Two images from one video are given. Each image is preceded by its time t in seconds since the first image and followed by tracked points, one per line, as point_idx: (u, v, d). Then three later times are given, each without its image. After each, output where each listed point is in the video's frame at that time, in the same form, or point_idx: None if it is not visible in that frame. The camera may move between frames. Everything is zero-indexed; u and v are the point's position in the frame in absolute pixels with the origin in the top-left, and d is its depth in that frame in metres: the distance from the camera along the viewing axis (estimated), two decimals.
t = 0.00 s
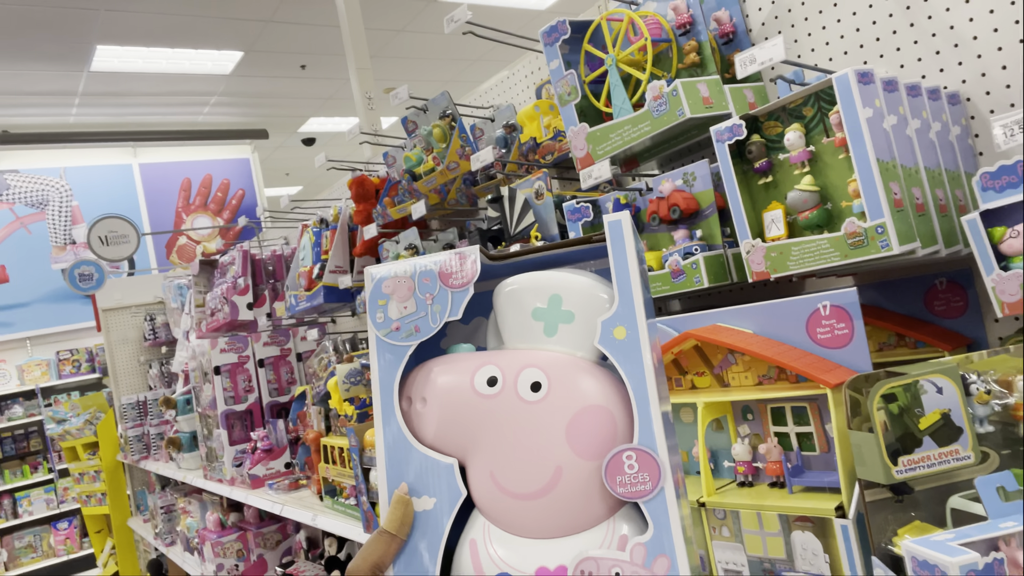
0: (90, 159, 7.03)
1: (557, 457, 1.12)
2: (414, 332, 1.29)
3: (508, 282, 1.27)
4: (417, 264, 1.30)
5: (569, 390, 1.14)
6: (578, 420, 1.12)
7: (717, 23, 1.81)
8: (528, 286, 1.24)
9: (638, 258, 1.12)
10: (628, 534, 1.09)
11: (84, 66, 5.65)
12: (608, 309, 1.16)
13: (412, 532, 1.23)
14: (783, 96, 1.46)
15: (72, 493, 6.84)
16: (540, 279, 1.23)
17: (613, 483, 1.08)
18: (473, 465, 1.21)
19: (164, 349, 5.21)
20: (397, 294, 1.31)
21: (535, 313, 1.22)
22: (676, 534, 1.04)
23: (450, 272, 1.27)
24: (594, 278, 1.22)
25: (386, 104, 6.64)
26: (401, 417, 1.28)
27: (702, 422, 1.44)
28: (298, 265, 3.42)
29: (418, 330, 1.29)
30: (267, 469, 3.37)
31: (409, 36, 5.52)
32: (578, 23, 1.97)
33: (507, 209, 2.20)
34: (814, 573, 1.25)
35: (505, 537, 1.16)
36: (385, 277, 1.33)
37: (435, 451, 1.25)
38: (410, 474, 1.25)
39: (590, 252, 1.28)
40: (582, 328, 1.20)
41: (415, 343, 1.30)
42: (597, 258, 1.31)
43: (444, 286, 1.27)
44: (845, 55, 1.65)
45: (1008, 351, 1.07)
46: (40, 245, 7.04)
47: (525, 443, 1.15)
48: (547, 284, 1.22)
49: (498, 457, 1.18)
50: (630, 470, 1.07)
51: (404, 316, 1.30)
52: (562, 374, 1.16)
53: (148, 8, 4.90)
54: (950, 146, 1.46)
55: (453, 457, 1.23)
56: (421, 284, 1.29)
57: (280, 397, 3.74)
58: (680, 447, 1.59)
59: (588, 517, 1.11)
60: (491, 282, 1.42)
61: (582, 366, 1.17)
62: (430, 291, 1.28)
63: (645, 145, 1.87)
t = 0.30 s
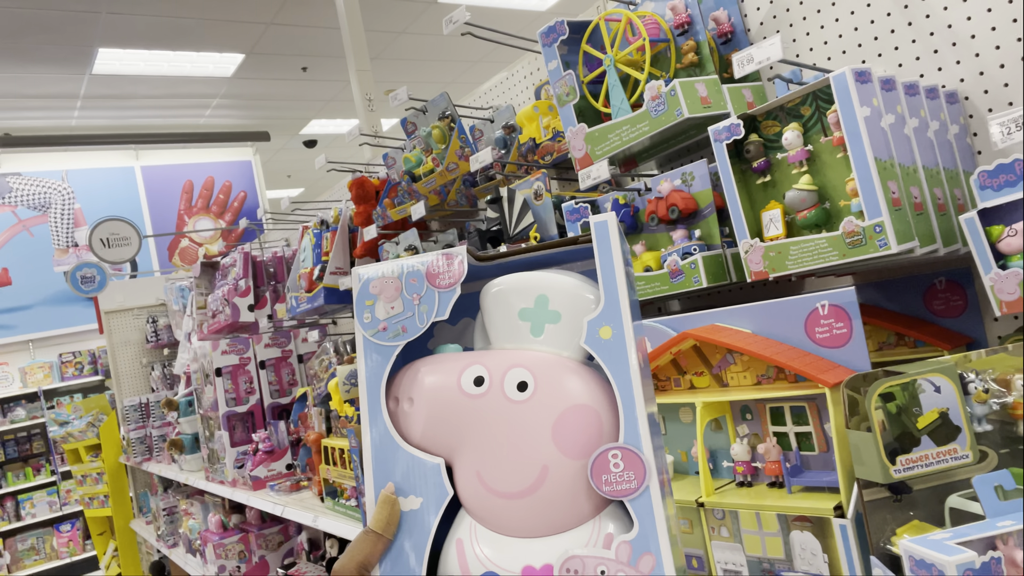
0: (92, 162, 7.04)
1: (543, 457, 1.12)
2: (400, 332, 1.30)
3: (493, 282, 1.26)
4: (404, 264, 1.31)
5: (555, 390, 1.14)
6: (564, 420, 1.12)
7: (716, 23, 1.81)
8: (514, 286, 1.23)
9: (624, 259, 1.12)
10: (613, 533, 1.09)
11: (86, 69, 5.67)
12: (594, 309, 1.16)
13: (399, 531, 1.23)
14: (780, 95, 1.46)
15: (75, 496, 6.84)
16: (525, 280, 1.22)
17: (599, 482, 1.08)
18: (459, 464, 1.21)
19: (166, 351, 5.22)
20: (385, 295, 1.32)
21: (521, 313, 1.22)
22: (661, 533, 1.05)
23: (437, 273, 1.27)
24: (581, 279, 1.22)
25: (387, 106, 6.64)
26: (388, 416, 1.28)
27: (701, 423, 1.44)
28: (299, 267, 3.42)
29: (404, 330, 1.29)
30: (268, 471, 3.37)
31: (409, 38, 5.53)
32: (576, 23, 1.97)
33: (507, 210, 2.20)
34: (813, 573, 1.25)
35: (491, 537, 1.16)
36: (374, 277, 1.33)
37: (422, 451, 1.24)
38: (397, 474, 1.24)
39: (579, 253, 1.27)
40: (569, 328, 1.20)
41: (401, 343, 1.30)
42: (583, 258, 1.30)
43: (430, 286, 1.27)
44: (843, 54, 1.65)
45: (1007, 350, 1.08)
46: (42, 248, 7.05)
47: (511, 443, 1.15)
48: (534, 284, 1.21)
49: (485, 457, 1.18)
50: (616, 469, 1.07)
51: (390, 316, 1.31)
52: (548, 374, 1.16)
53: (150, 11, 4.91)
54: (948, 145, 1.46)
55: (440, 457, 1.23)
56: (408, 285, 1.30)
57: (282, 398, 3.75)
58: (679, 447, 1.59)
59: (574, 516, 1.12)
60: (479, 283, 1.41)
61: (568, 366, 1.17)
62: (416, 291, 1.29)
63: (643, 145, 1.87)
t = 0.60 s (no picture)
0: (93, 165, 7.06)
1: (544, 462, 1.13)
2: (405, 338, 1.31)
3: (499, 289, 1.27)
4: (410, 272, 1.32)
5: (556, 396, 1.15)
6: (565, 425, 1.13)
7: (715, 22, 1.81)
8: (519, 294, 1.24)
9: (626, 265, 1.13)
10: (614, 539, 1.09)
11: (87, 72, 5.68)
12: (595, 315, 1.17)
13: (400, 534, 1.24)
14: (779, 94, 1.47)
15: (77, 498, 6.83)
16: (529, 288, 1.23)
17: (599, 486, 1.09)
18: (461, 470, 1.22)
19: (168, 353, 5.22)
20: (390, 302, 1.34)
21: (525, 320, 1.23)
22: (660, 538, 1.05)
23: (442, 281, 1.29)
24: (583, 286, 1.23)
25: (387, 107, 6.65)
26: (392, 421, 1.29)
27: (701, 421, 1.45)
28: (301, 268, 3.41)
29: (409, 337, 1.31)
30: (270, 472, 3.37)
31: (409, 39, 5.53)
32: (575, 24, 1.98)
33: (507, 210, 2.21)
34: (814, 570, 1.25)
35: (491, 543, 1.16)
36: (380, 285, 1.35)
37: (424, 456, 1.25)
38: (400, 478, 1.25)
39: (582, 262, 1.28)
40: (571, 335, 1.20)
41: (406, 349, 1.31)
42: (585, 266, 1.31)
43: (435, 294, 1.29)
44: (842, 54, 1.65)
45: (1006, 346, 1.10)
46: (43, 251, 7.06)
47: (512, 447, 1.16)
48: (538, 291, 1.22)
49: (486, 462, 1.18)
50: (616, 473, 1.08)
51: (395, 323, 1.33)
52: (549, 380, 1.16)
53: (150, 14, 4.92)
54: (947, 143, 1.46)
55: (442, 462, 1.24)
56: (414, 291, 1.31)
57: (284, 399, 3.75)
58: (680, 446, 1.59)
59: (573, 522, 1.12)
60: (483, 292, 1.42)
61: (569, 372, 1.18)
62: (421, 297, 1.30)
63: (643, 145, 1.87)
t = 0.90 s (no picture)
0: (94, 170, 7.08)
1: (547, 463, 1.13)
2: (419, 344, 1.33)
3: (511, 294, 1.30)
4: (426, 279, 1.36)
5: (561, 398, 1.16)
6: (569, 426, 1.13)
7: (711, 24, 1.83)
8: (530, 298, 1.27)
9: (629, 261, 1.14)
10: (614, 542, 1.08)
11: (87, 78, 5.70)
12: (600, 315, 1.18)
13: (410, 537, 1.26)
14: (775, 96, 1.48)
15: (80, 503, 6.84)
16: (537, 295, 1.26)
17: (598, 486, 1.08)
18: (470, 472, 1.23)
19: (169, 358, 5.23)
20: (408, 309, 1.37)
21: (536, 323, 1.25)
22: (658, 541, 1.02)
23: (453, 286, 1.31)
24: (591, 288, 1.25)
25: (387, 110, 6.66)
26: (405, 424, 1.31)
27: (700, 419, 1.46)
28: (302, 271, 3.42)
29: (423, 342, 1.33)
30: (272, 475, 3.39)
31: (408, 43, 5.55)
32: (573, 27, 2.00)
33: (507, 211, 2.23)
34: (814, 565, 1.26)
35: (496, 545, 1.17)
36: (398, 293, 1.39)
37: (435, 458, 1.27)
38: (411, 480, 1.28)
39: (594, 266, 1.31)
40: (579, 337, 1.22)
41: (421, 355, 1.33)
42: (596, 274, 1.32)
43: (448, 298, 1.32)
44: (837, 54, 1.67)
45: (1000, 343, 1.09)
46: (44, 257, 7.09)
47: (517, 449, 1.16)
48: (548, 295, 1.25)
49: (492, 463, 1.19)
50: (615, 473, 1.07)
51: (412, 329, 1.35)
52: (555, 382, 1.17)
53: (149, 19, 4.94)
54: (941, 142, 1.47)
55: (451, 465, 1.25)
56: (428, 297, 1.34)
57: (286, 403, 3.76)
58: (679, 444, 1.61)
59: (575, 523, 1.11)
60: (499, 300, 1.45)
61: (574, 373, 1.18)
62: (436, 303, 1.33)
63: (642, 146, 1.89)
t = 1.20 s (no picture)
0: (101, 177, 7.14)
1: (523, 433, 1.14)
2: (379, 326, 1.23)
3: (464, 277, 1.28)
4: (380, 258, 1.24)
5: (533, 371, 1.16)
6: (543, 398, 1.15)
7: (707, 23, 1.85)
8: (488, 282, 1.25)
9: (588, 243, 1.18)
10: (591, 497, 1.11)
11: (93, 86, 5.75)
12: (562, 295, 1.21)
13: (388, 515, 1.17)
14: (770, 93, 1.51)
15: (90, 508, 6.86)
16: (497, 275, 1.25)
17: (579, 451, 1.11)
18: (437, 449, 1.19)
19: (177, 363, 5.27)
20: (362, 290, 1.24)
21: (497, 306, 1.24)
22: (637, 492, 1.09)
23: (416, 266, 1.24)
24: (545, 273, 1.27)
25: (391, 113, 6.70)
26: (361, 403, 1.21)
27: (701, 412, 1.48)
28: (307, 274, 3.45)
29: (383, 324, 1.23)
30: (280, 476, 3.41)
31: (411, 46, 5.59)
32: (571, 28, 2.02)
33: (508, 211, 2.26)
34: (812, 554, 1.28)
35: (472, 518, 1.14)
36: (346, 272, 1.25)
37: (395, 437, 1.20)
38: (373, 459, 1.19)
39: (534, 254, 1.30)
40: (540, 317, 1.23)
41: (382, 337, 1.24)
42: (550, 255, 1.30)
43: (411, 279, 1.23)
44: (831, 51, 1.69)
45: (993, 333, 1.12)
46: (52, 264, 7.09)
47: (489, 423, 1.16)
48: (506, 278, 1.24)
49: (463, 437, 1.17)
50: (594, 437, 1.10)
51: (367, 311, 1.24)
52: (523, 357, 1.18)
53: (154, 27, 4.99)
54: (934, 136, 1.50)
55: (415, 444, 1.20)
56: (386, 278, 1.24)
57: (293, 405, 3.78)
58: (681, 438, 1.63)
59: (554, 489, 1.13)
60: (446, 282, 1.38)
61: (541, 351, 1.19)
62: (395, 282, 1.23)
63: (640, 144, 1.91)
